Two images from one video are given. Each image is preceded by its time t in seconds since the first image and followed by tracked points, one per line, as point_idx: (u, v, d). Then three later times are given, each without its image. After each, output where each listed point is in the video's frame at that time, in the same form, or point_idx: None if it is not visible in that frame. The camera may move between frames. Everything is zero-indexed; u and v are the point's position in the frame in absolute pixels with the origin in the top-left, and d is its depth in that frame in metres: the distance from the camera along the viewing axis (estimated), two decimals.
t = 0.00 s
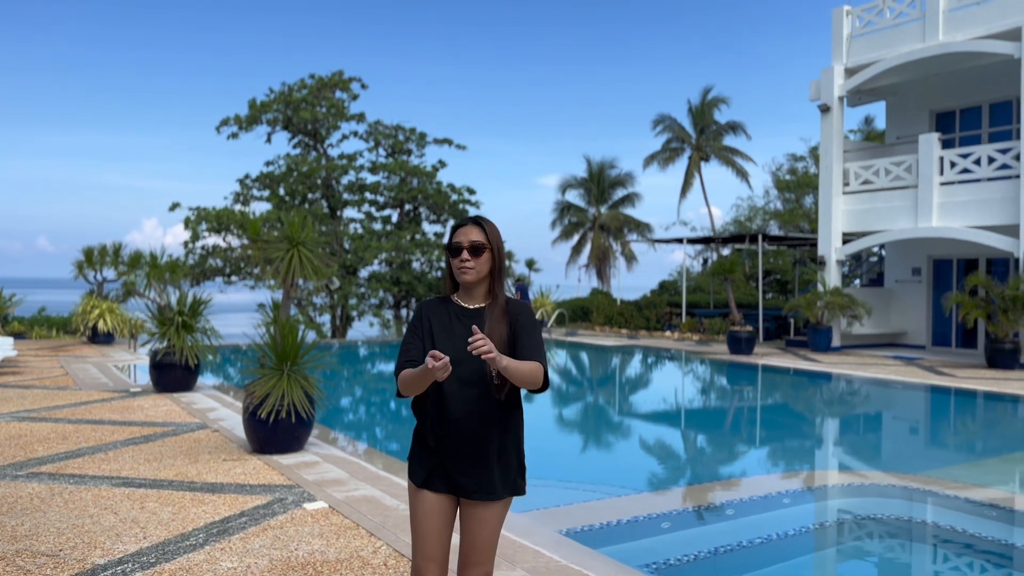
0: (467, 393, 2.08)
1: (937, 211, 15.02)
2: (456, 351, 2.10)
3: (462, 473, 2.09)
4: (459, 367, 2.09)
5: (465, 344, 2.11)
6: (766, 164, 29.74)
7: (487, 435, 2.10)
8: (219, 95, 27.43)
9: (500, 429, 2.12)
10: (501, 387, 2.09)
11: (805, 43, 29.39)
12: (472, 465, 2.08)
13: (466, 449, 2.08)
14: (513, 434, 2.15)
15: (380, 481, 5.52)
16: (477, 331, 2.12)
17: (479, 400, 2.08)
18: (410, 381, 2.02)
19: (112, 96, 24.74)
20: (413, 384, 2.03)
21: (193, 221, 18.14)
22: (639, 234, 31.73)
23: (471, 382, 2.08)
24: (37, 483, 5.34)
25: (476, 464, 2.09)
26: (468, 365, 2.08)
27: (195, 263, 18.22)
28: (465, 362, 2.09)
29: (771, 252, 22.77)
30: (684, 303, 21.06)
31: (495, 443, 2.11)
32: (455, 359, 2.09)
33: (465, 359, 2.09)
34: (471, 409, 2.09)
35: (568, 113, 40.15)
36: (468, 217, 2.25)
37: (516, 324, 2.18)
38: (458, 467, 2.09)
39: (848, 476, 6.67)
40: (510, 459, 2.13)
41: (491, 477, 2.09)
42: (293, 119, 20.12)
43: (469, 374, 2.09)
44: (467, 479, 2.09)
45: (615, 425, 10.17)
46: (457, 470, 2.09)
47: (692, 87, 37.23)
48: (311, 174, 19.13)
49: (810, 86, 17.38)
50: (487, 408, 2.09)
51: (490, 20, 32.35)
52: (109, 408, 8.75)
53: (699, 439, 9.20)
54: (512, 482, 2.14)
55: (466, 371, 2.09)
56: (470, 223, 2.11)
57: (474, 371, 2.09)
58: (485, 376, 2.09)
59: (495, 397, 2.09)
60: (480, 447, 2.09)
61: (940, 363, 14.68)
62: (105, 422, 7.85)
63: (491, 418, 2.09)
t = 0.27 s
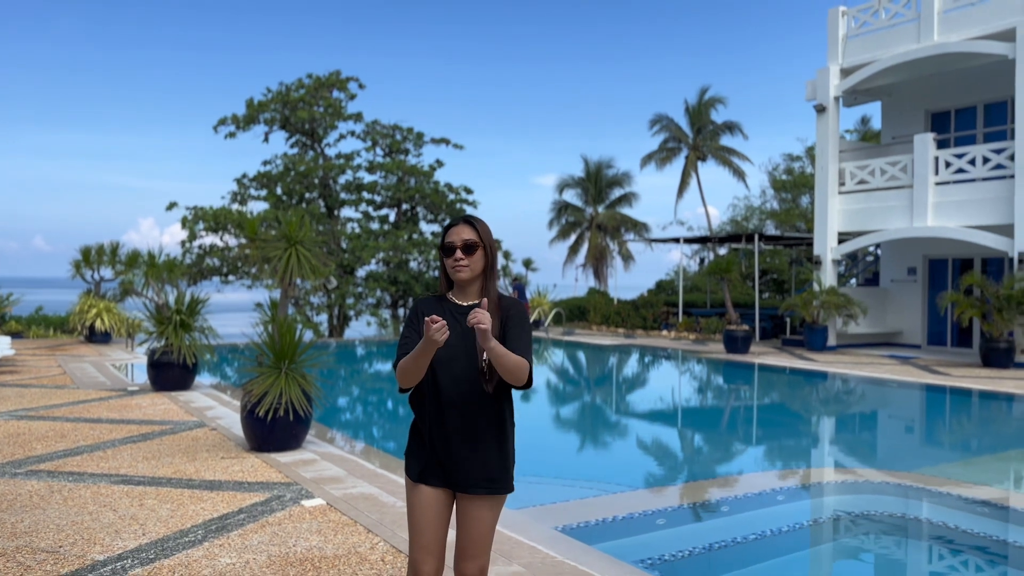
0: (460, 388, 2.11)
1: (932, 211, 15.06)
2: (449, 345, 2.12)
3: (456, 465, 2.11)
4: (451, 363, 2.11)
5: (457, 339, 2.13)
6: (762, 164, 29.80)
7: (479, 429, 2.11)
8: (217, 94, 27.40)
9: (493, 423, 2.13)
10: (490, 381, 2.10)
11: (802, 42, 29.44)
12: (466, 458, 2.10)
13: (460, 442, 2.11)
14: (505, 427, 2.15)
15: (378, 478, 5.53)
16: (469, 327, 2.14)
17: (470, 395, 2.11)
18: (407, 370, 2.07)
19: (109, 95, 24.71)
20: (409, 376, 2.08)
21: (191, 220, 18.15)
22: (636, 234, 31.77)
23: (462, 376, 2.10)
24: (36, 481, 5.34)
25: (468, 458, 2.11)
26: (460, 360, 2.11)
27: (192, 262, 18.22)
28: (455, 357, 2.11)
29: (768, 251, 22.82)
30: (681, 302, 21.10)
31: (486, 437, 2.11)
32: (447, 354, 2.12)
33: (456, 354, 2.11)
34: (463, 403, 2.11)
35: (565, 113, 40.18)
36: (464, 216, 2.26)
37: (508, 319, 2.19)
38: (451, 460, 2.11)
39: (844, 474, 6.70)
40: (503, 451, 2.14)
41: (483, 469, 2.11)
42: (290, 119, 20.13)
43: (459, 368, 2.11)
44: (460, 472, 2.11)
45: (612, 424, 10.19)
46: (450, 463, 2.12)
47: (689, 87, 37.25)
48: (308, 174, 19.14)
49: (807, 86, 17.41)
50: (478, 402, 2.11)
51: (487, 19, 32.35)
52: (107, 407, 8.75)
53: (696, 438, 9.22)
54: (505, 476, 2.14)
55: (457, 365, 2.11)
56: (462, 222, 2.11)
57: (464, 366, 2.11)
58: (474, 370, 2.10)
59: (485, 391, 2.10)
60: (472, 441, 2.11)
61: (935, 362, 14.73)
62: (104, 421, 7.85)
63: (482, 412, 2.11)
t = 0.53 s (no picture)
0: (462, 378, 2.13)
1: (929, 209, 15.11)
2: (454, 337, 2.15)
3: (459, 454, 2.13)
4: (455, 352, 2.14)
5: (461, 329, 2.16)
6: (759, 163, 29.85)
7: (480, 418, 2.14)
8: (214, 91, 27.36)
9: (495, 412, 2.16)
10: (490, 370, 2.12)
11: (799, 41, 29.49)
12: (469, 446, 2.13)
13: (464, 431, 2.13)
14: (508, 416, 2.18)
15: (378, 472, 5.55)
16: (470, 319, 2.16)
17: (474, 385, 2.13)
18: (421, 360, 2.06)
19: (107, 93, 24.65)
20: (423, 367, 2.08)
21: (188, 218, 18.12)
22: (633, 232, 31.80)
23: (466, 367, 2.13)
24: (38, 475, 5.35)
25: (472, 445, 2.13)
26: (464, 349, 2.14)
27: (190, 260, 18.19)
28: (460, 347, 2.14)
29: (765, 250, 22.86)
30: (678, 300, 21.14)
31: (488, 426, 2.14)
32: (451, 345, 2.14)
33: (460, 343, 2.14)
34: (466, 392, 2.14)
35: (562, 110, 40.19)
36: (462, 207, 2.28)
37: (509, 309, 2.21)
38: (455, 449, 2.13)
39: (841, 469, 6.74)
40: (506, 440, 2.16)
41: (487, 457, 2.13)
42: (288, 116, 20.11)
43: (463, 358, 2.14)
44: (464, 460, 2.13)
45: (609, 421, 10.22)
46: (455, 452, 2.14)
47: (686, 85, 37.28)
48: (305, 172, 19.12)
49: (804, 84, 17.44)
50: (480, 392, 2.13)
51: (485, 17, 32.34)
52: (107, 403, 8.75)
53: (693, 435, 9.25)
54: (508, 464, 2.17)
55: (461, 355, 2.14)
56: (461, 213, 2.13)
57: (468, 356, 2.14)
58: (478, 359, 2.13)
59: (487, 379, 2.12)
60: (475, 430, 2.13)
61: (931, 359, 14.78)
62: (104, 416, 7.85)
63: (486, 401, 2.14)
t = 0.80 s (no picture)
0: (465, 369, 2.18)
1: (926, 207, 15.14)
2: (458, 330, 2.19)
3: (464, 443, 2.19)
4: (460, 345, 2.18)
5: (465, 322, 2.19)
6: (757, 161, 29.88)
7: (486, 411, 2.18)
8: (212, 87, 27.31)
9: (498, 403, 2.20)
10: (490, 362, 2.16)
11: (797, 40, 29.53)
12: (473, 436, 2.18)
13: (468, 423, 2.19)
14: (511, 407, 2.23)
15: (380, 466, 5.57)
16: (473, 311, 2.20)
17: (479, 377, 2.18)
18: (428, 349, 2.09)
19: (105, 89, 24.60)
20: (431, 353, 2.10)
21: (185, 214, 18.09)
22: (631, 230, 31.82)
23: (471, 360, 2.17)
24: (42, 468, 5.35)
25: (475, 435, 2.18)
26: (469, 342, 2.17)
27: (188, 256, 18.17)
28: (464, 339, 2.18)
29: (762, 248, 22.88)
30: (676, 297, 21.16)
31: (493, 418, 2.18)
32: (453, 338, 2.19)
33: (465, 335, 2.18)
34: (469, 383, 2.19)
35: (560, 108, 40.19)
36: (466, 199, 2.29)
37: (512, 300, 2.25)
38: (459, 439, 2.19)
39: (839, 464, 6.78)
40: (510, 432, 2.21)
41: (491, 448, 2.19)
42: (285, 113, 20.07)
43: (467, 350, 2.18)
44: (468, 450, 2.19)
45: (607, 419, 10.24)
46: (460, 442, 2.19)
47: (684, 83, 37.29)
48: (303, 168, 19.09)
49: (802, 82, 17.45)
50: (483, 383, 2.18)
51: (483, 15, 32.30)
52: (108, 398, 8.74)
53: (691, 432, 9.28)
54: (511, 454, 2.21)
55: (466, 348, 2.18)
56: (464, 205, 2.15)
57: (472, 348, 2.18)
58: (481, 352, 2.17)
59: (488, 371, 2.17)
60: (480, 421, 2.18)
61: (928, 356, 14.83)
62: (105, 411, 7.84)
63: (490, 393, 2.18)
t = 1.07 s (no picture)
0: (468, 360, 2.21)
1: (923, 202, 15.18)
2: (462, 321, 2.23)
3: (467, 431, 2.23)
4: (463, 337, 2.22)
5: (468, 313, 2.23)
6: (754, 157, 29.92)
7: (487, 401, 2.22)
8: (209, 82, 27.24)
9: (500, 393, 2.23)
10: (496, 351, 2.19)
11: (794, 36, 29.58)
12: (476, 426, 2.22)
13: (471, 414, 2.22)
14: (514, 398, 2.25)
15: (381, 459, 5.58)
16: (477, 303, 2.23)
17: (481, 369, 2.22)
18: (416, 352, 2.17)
19: (102, 83, 24.53)
20: (420, 357, 2.18)
21: (183, 210, 18.07)
22: (628, 226, 31.84)
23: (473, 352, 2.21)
24: (45, 461, 5.36)
25: (478, 423, 2.22)
26: (471, 334, 2.22)
27: (185, 252, 18.15)
28: (467, 332, 2.22)
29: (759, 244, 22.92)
30: (673, 293, 21.20)
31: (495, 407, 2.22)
32: (461, 328, 2.23)
33: (467, 327, 2.22)
34: (472, 376, 2.23)
35: (557, 103, 40.17)
36: (469, 193, 2.35)
37: (517, 292, 2.26)
38: (462, 429, 2.23)
39: (836, 458, 6.83)
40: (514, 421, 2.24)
41: (492, 438, 2.22)
42: (282, 108, 20.03)
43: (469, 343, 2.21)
44: (471, 439, 2.22)
45: (604, 414, 10.27)
46: (463, 432, 2.23)
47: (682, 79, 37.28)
48: (300, 164, 19.07)
49: (800, 78, 17.46)
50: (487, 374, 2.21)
51: (480, 10, 32.24)
52: (108, 392, 8.75)
53: (688, 428, 9.32)
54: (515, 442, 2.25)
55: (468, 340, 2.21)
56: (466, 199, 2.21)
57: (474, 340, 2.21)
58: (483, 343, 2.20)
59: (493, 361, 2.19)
60: (483, 412, 2.22)
61: (924, 351, 14.89)
62: (106, 405, 7.84)
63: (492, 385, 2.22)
